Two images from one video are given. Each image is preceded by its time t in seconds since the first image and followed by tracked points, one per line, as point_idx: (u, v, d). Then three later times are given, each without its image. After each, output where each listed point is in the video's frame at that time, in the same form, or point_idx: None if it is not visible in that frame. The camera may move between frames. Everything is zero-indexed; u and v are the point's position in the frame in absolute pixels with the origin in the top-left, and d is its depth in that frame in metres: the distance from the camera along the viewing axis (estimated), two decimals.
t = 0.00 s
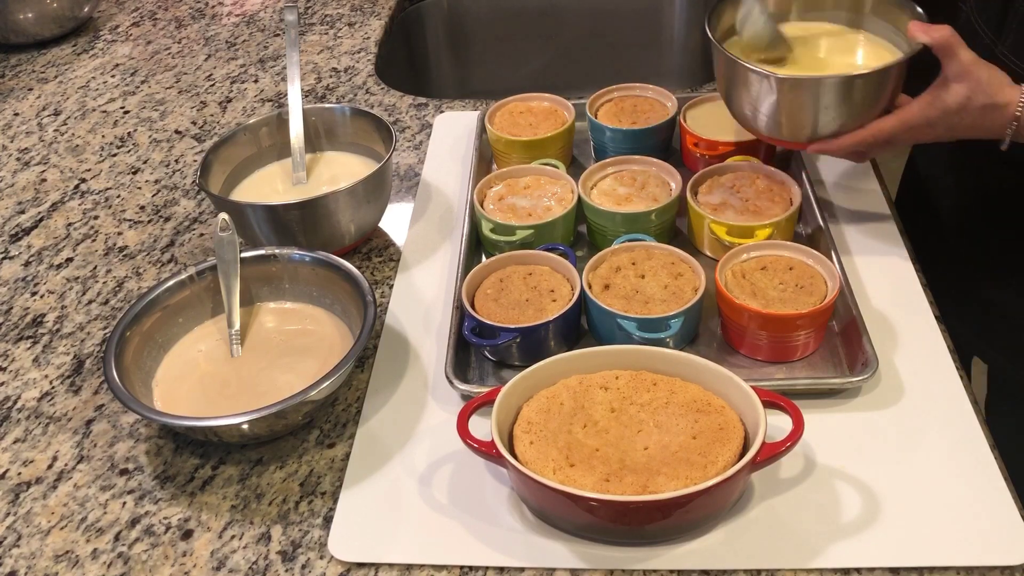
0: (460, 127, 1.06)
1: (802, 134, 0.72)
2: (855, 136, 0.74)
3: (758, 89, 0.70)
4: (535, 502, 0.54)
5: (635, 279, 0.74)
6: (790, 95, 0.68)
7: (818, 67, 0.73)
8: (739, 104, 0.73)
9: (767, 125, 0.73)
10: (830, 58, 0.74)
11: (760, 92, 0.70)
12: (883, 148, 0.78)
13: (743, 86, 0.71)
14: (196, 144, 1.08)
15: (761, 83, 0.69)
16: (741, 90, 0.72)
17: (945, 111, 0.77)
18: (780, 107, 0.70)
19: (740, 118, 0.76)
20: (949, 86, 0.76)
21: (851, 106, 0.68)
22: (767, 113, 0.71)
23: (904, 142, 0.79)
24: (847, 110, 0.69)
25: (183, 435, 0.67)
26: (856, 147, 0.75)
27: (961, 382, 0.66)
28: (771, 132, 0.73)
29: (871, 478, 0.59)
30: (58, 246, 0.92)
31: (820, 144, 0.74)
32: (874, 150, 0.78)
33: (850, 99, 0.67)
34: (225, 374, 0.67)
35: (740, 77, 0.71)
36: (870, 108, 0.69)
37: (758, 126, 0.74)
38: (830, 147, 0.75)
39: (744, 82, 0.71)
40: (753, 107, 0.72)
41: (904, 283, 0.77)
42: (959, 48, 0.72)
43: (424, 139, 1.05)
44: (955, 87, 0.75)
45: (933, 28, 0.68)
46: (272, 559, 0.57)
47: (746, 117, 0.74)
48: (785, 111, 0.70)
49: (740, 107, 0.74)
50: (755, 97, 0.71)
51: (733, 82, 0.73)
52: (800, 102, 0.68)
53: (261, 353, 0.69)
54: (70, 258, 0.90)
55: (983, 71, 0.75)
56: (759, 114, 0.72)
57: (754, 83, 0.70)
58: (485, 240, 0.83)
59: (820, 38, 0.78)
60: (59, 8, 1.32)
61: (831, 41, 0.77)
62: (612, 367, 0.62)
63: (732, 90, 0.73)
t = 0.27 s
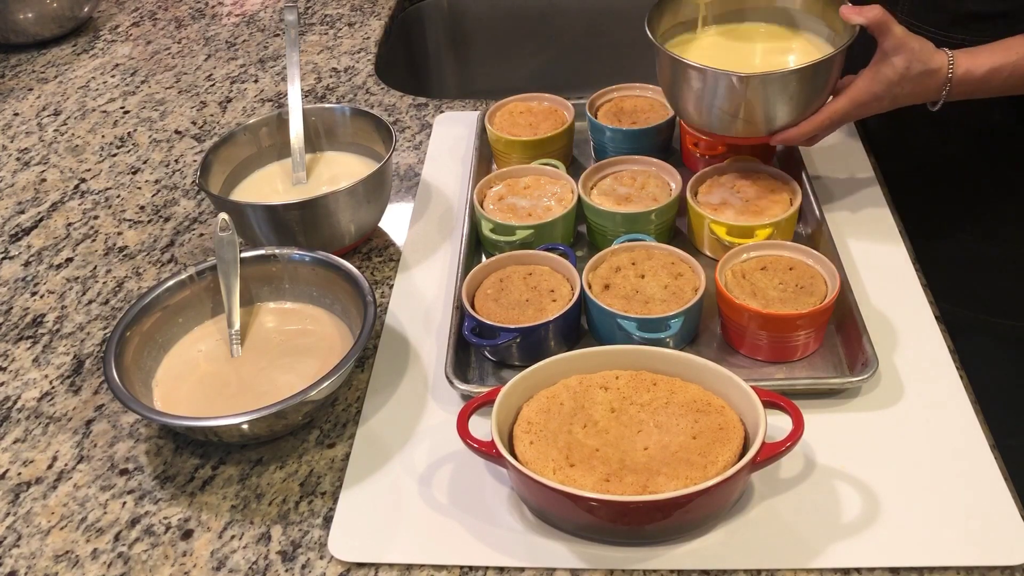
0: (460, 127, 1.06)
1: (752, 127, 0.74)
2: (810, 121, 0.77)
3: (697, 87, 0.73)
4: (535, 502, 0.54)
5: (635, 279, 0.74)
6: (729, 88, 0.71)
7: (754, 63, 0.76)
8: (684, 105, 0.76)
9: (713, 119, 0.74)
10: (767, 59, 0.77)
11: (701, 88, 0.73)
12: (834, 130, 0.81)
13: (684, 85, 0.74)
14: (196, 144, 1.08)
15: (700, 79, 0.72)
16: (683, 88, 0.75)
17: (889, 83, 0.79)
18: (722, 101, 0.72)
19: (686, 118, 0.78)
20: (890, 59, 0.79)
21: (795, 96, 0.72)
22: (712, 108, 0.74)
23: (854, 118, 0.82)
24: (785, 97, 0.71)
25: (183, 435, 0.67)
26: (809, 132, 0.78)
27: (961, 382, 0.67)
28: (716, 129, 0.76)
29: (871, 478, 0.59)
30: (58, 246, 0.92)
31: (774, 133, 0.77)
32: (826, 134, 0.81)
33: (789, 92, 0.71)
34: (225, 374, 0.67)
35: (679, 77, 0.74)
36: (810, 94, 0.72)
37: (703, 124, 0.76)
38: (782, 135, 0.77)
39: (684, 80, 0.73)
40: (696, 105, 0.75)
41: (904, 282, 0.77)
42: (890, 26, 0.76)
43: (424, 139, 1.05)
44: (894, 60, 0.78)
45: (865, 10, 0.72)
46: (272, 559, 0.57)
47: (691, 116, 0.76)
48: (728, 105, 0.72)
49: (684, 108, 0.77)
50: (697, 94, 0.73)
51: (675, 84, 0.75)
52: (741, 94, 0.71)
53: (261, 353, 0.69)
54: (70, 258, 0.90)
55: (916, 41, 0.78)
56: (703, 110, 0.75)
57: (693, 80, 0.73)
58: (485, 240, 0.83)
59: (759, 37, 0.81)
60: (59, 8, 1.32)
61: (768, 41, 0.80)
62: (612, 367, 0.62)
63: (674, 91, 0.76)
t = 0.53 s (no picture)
0: (460, 127, 1.06)
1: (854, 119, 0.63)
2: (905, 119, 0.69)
3: (792, 66, 0.61)
4: (535, 502, 0.54)
5: (635, 279, 0.74)
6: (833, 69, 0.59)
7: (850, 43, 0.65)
8: (775, 89, 0.64)
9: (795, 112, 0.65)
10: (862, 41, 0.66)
11: (792, 70, 0.61)
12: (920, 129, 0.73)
13: (774, 66, 0.63)
14: (196, 144, 1.08)
15: (790, 62, 0.61)
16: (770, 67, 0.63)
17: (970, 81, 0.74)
18: (818, 82, 0.61)
19: (771, 102, 0.67)
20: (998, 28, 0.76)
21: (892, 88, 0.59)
22: (803, 93, 0.63)
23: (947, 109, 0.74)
24: (886, 94, 0.60)
25: (183, 435, 0.67)
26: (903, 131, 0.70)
27: (961, 383, 0.67)
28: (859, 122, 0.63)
29: (871, 478, 0.59)
30: (58, 246, 0.92)
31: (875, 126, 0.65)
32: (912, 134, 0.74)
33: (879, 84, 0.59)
34: (225, 375, 0.67)
35: (767, 56, 0.63)
36: (921, 85, 0.61)
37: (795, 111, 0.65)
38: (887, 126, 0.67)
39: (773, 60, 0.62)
40: (788, 87, 0.63)
41: (904, 283, 0.77)
42: None
43: (424, 139, 1.05)
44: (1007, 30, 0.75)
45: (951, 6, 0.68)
46: (272, 559, 0.58)
47: (780, 103, 0.65)
48: (828, 87, 0.60)
49: (774, 90, 0.65)
50: (789, 77, 0.62)
51: (761, 64, 0.64)
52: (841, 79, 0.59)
53: (261, 353, 0.69)
54: (70, 258, 0.90)
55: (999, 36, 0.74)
56: (798, 93, 0.63)
57: (787, 61, 0.61)
58: (485, 239, 0.83)
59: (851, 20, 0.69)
60: (59, 8, 1.32)
61: (865, 24, 0.68)
62: (612, 367, 0.62)
63: (761, 72, 0.65)
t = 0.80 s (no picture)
0: (460, 127, 1.06)
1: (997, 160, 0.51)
2: None
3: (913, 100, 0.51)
4: (535, 502, 0.54)
5: (636, 279, 0.74)
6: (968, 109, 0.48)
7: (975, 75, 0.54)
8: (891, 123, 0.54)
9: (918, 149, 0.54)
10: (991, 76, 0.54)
11: (913, 104, 0.51)
12: None
13: (892, 96, 0.52)
14: (196, 144, 1.08)
15: (913, 94, 0.50)
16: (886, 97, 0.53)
17: None
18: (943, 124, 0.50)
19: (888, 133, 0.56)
20: None
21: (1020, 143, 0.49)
22: (924, 133, 0.52)
23: None
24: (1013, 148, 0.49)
25: (183, 435, 0.67)
26: None
27: (961, 383, 0.67)
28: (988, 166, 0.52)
29: (871, 478, 0.59)
30: (58, 246, 0.92)
31: None
32: None
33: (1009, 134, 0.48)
34: (225, 375, 0.67)
35: (885, 87, 0.53)
36: None
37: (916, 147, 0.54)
38: None
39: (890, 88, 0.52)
40: (907, 123, 0.53)
41: (903, 282, 0.77)
42: None
43: (424, 139, 1.05)
44: None
45: None
46: (272, 559, 0.57)
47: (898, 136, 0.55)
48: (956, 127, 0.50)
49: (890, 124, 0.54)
50: (907, 110, 0.52)
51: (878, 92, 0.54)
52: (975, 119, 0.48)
53: (260, 353, 0.69)
54: (70, 258, 0.90)
55: None
56: (919, 132, 0.52)
57: (909, 93, 0.51)
58: (485, 239, 0.83)
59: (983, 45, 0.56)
60: (59, 8, 1.32)
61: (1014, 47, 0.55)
62: (612, 368, 0.62)
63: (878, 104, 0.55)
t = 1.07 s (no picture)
0: (461, 127, 1.06)
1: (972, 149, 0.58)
2: None
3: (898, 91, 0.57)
4: (535, 502, 0.54)
5: (636, 279, 0.74)
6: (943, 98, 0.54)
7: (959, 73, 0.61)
8: (876, 112, 0.61)
9: (901, 139, 0.60)
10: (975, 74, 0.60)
11: (899, 95, 0.57)
12: None
13: (878, 87, 0.59)
14: (196, 144, 1.08)
15: (900, 86, 0.57)
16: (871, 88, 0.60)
17: None
18: (926, 113, 0.56)
19: (875, 126, 0.63)
20: None
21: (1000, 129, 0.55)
22: (908, 123, 0.58)
23: None
24: (995, 131, 0.55)
25: (183, 435, 0.67)
26: None
27: (961, 384, 0.66)
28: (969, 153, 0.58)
29: (871, 478, 0.59)
30: (58, 246, 0.92)
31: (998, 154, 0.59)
32: None
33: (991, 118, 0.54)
34: (225, 375, 0.67)
35: (873, 79, 0.59)
36: None
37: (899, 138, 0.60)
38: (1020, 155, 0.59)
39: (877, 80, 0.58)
40: (891, 114, 0.59)
41: (903, 282, 0.77)
42: None
43: (424, 139, 1.05)
44: None
45: None
46: (272, 559, 0.57)
47: (883, 126, 0.61)
48: (935, 115, 0.56)
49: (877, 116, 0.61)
50: (894, 102, 0.58)
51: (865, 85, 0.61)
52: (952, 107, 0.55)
53: (260, 353, 0.69)
54: (70, 258, 0.90)
55: None
56: (902, 122, 0.59)
57: (893, 84, 0.57)
58: (485, 240, 0.83)
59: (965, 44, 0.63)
60: (59, 8, 1.32)
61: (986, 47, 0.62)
62: (612, 368, 0.62)
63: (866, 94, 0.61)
